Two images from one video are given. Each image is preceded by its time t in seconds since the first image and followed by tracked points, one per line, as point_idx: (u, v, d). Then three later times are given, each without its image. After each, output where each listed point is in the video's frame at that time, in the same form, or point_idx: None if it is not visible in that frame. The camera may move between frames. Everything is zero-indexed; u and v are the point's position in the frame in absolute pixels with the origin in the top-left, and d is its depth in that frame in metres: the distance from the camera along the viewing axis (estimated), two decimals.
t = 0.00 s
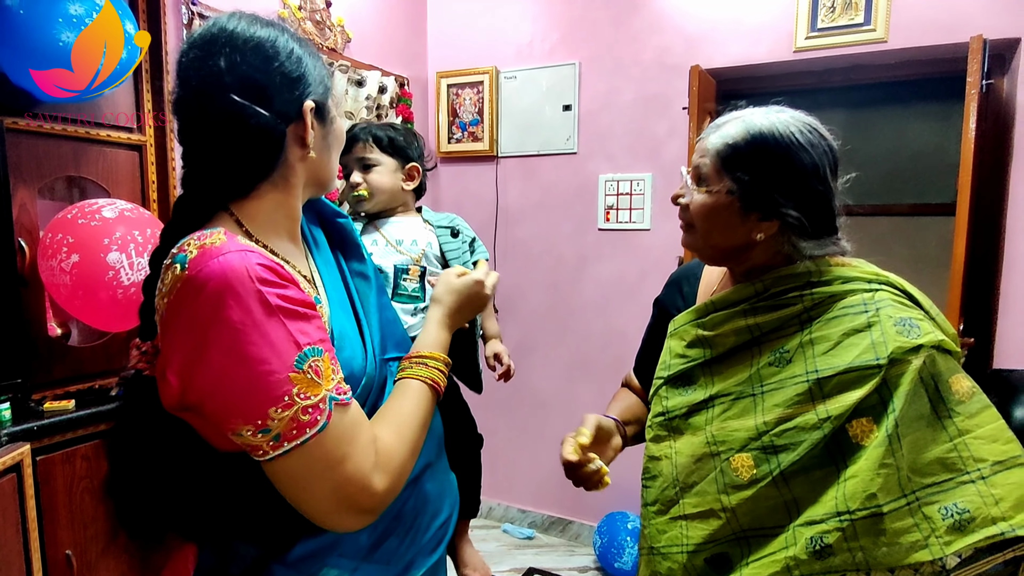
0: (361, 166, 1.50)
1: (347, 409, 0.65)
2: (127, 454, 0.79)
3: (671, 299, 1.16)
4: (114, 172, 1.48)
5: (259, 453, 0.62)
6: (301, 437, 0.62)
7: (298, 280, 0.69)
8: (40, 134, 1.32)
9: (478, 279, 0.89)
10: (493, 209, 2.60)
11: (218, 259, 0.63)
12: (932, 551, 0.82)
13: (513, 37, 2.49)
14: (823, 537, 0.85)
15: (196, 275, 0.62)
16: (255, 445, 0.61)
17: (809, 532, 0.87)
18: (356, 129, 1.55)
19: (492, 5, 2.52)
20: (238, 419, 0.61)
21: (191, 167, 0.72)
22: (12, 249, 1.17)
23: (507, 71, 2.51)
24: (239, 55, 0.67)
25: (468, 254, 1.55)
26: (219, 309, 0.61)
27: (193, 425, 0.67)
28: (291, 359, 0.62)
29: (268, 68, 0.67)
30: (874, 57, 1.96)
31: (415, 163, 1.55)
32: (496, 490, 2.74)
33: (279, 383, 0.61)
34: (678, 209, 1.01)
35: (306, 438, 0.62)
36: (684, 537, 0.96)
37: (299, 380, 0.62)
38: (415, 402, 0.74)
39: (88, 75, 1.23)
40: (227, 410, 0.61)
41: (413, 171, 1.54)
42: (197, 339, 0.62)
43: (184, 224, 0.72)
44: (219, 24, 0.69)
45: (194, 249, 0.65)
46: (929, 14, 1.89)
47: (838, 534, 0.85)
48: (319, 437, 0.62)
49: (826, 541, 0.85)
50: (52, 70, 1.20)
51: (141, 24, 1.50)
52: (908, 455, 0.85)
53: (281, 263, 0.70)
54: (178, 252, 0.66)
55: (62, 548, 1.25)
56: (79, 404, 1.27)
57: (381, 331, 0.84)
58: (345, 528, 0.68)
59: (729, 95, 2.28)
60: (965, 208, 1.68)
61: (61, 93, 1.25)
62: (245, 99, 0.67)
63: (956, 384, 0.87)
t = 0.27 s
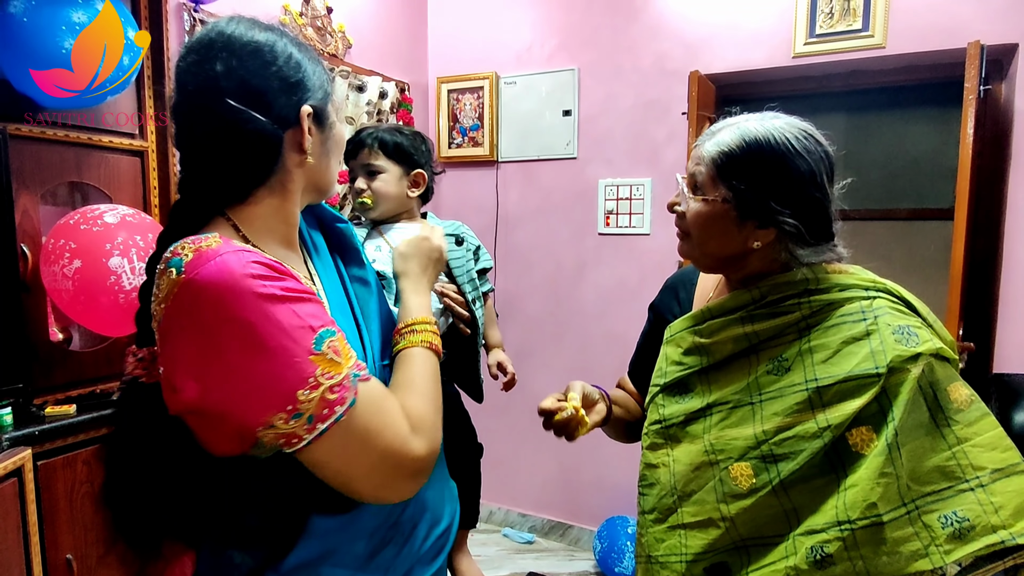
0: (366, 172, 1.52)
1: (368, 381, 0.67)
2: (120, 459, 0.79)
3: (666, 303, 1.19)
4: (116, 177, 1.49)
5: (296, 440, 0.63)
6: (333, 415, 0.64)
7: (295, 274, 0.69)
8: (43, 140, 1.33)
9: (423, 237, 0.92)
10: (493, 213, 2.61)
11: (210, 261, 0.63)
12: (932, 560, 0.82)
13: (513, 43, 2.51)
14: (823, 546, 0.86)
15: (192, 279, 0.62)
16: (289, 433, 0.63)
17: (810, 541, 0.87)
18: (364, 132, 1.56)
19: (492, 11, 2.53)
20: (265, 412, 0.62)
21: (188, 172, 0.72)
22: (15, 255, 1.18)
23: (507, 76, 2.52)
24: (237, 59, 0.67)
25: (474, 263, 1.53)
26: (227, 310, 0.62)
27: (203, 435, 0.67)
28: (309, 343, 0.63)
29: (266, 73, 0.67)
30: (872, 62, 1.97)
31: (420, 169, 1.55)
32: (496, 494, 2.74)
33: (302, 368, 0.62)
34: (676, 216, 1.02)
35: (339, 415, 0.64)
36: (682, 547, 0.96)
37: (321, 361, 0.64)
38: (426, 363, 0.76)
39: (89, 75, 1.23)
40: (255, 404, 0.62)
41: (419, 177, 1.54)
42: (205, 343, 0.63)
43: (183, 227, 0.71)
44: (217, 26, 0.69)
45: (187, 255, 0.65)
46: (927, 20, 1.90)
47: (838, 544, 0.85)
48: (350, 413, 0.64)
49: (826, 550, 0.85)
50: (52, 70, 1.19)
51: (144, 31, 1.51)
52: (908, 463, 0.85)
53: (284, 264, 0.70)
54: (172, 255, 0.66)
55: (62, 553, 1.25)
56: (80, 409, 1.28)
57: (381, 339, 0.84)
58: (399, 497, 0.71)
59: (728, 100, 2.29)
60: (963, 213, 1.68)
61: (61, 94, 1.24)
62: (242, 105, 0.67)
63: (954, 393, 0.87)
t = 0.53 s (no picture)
0: (370, 176, 1.53)
1: (375, 363, 0.69)
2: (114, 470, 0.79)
3: (661, 309, 1.19)
4: (117, 183, 1.50)
5: (312, 428, 0.64)
6: (346, 399, 0.64)
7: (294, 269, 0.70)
8: (45, 146, 1.34)
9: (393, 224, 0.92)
10: (493, 218, 2.62)
11: (208, 261, 0.64)
12: (929, 567, 0.83)
13: (513, 50, 2.52)
14: (820, 554, 0.86)
15: (192, 280, 0.63)
16: (305, 421, 0.64)
17: (808, 549, 0.87)
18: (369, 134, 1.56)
19: (492, 18, 2.55)
20: (279, 402, 0.63)
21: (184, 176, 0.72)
22: (16, 260, 1.19)
23: (507, 82, 2.54)
24: (234, 65, 0.67)
25: (473, 270, 1.53)
26: (230, 308, 0.62)
27: (217, 434, 0.68)
28: (316, 330, 0.64)
29: (263, 78, 0.68)
30: (869, 69, 1.98)
31: (423, 176, 1.57)
32: (495, 499, 2.74)
33: (310, 355, 0.63)
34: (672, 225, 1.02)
35: (351, 400, 0.65)
36: (680, 555, 0.96)
37: (328, 347, 0.64)
38: (423, 343, 0.78)
39: (89, 74, 1.22)
40: (268, 395, 0.63)
41: (422, 184, 1.56)
42: (210, 341, 0.63)
43: (180, 230, 0.71)
44: (214, 33, 0.70)
45: (185, 259, 0.65)
46: (924, 27, 1.91)
47: (836, 552, 0.85)
48: (362, 396, 0.65)
49: (823, 558, 0.86)
50: (53, 69, 1.19)
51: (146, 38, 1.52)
52: (904, 470, 0.86)
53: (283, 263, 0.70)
54: (169, 257, 0.67)
55: (62, 556, 1.26)
56: (80, 413, 1.29)
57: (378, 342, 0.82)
58: (422, 472, 0.73)
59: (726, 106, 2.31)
60: (960, 218, 1.69)
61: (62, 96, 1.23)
62: (238, 108, 0.67)
63: (950, 400, 0.88)
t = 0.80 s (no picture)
0: (383, 179, 1.52)
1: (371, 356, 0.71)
2: (114, 465, 0.82)
3: (653, 314, 1.21)
4: (119, 189, 1.52)
5: (314, 421, 0.65)
6: (346, 392, 0.66)
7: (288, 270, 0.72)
8: (48, 153, 1.36)
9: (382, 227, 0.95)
10: (491, 223, 2.64)
11: (205, 264, 0.65)
12: (917, 569, 0.83)
13: (511, 56, 2.54)
14: (809, 557, 0.86)
15: (190, 283, 0.65)
16: (307, 415, 0.65)
17: (797, 552, 0.87)
18: (383, 137, 1.55)
19: (491, 25, 2.57)
20: (281, 397, 0.65)
21: (176, 182, 0.74)
22: (19, 266, 1.21)
23: (506, 88, 2.56)
24: (228, 73, 0.69)
25: (466, 276, 1.55)
26: (228, 307, 0.63)
27: (222, 430, 0.71)
28: (314, 327, 0.66)
29: (256, 86, 0.69)
30: (864, 75, 2.00)
31: (428, 186, 1.60)
32: (494, 503, 2.75)
33: (310, 351, 0.64)
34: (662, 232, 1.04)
35: (351, 392, 0.66)
36: (671, 558, 0.97)
37: (327, 342, 0.66)
38: (415, 337, 0.80)
39: (89, 73, 1.24)
40: (270, 391, 0.65)
41: (427, 195, 1.59)
42: (210, 341, 0.65)
43: (175, 235, 0.73)
44: (208, 41, 0.71)
45: (182, 262, 0.67)
46: (918, 33, 1.93)
47: (825, 555, 0.85)
48: (362, 388, 0.67)
49: (812, 561, 0.86)
50: (53, 69, 1.20)
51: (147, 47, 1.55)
52: (892, 474, 0.86)
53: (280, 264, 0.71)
54: (165, 261, 0.68)
55: (62, 558, 1.27)
56: (80, 417, 1.31)
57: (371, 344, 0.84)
58: (422, 459, 0.75)
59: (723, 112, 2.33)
60: (953, 223, 1.70)
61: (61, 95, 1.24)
62: (230, 115, 0.69)
63: (937, 404, 0.88)
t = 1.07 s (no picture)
0: (393, 187, 1.48)
1: (362, 359, 0.72)
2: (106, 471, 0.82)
3: (646, 317, 1.24)
4: (121, 194, 1.55)
5: (306, 422, 0.67)
6: (338, 393, 0.68)
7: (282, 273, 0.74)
8: (52, 158, 1.39)
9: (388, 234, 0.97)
10: (490, 227, 2.66)
11: (201, 268, 0.67)
12: (900, 566, 0.85)
13: (510, 61, 2.57)
14: (796, 553, 0.87)
15: (186, 287, 0.66)
16: (299, 416, 0.67)
17: (783, 548, 0.89)
18: (394, 142, 1.50)
19: (490, 30, 2.59)
20: (275, 398, 0.66)
21: (171, 187, 0.76)
22: (22, 269, 1.23)
23: (504, 93, 2.58)
24: (221, 82, 0.71)
25: (461, 281, 1.58)
26: (223, 310, 0.65)
27: (219, 428, 0.73)
28: (307, 330, 0.68)
29: (249, 93, 0.71)
30: (858, 79, 2.02)
31: (429, 195, 1.60)
32: (493, 505, 2.77)
33: (303, 353, 0.66)
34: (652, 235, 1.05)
35: (341, 395, 0.68)
36: (663, 556, 0.97)
37: (318, 345, 0.68)
38: (407, 339, 0.82)
39: (88, 74, 1.25)
40: (263, 392, 0.67)
41: (427, 203, 1.59)
42: (205, 343, 0.67)
43: (170, 239, 0.75)
44: (203, 50, 0.74)
45: (178, 265, 0.68)
46: (912, 38, 1.94)
47: (811, 551, 0.87)
48: (352, 390, 0.69)
49: (799, 557, 0.87)
50: (52, 69, 1.22)
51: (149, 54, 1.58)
52: (876, 471, 0.87)
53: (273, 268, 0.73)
54: (161, 265, 0.70)
55: (63, 558, 1.27)
56: (82, 417, 1.33)
57: (364, 346, 0.86)
58: (411, 459, 0.76)
59: (719, 116, 2.34)
60: (947, 226, 1.72)
61: (61, 96, 1.25)
62: (222, 121, 0.71)
63: (921, 403, 0.90)
